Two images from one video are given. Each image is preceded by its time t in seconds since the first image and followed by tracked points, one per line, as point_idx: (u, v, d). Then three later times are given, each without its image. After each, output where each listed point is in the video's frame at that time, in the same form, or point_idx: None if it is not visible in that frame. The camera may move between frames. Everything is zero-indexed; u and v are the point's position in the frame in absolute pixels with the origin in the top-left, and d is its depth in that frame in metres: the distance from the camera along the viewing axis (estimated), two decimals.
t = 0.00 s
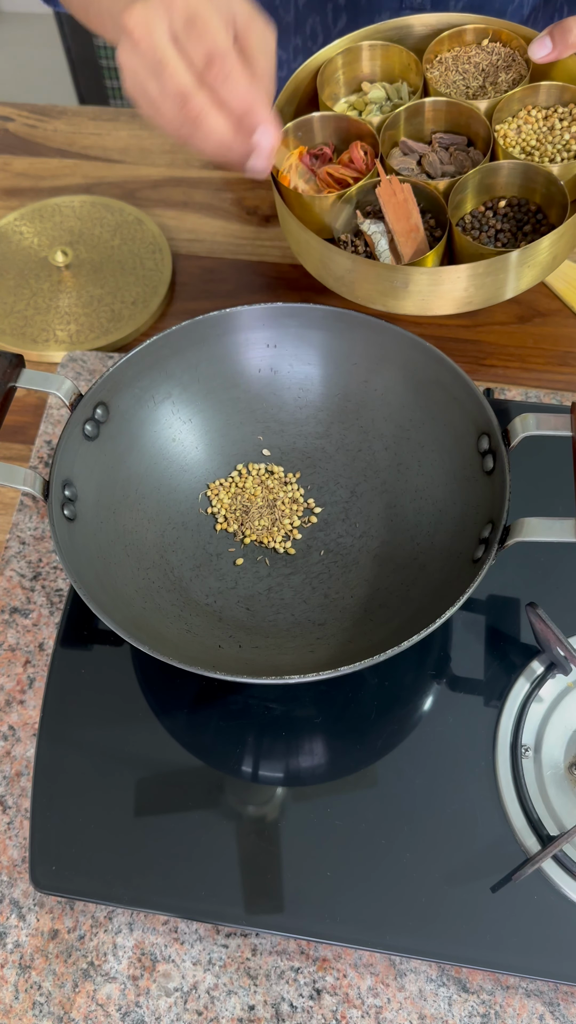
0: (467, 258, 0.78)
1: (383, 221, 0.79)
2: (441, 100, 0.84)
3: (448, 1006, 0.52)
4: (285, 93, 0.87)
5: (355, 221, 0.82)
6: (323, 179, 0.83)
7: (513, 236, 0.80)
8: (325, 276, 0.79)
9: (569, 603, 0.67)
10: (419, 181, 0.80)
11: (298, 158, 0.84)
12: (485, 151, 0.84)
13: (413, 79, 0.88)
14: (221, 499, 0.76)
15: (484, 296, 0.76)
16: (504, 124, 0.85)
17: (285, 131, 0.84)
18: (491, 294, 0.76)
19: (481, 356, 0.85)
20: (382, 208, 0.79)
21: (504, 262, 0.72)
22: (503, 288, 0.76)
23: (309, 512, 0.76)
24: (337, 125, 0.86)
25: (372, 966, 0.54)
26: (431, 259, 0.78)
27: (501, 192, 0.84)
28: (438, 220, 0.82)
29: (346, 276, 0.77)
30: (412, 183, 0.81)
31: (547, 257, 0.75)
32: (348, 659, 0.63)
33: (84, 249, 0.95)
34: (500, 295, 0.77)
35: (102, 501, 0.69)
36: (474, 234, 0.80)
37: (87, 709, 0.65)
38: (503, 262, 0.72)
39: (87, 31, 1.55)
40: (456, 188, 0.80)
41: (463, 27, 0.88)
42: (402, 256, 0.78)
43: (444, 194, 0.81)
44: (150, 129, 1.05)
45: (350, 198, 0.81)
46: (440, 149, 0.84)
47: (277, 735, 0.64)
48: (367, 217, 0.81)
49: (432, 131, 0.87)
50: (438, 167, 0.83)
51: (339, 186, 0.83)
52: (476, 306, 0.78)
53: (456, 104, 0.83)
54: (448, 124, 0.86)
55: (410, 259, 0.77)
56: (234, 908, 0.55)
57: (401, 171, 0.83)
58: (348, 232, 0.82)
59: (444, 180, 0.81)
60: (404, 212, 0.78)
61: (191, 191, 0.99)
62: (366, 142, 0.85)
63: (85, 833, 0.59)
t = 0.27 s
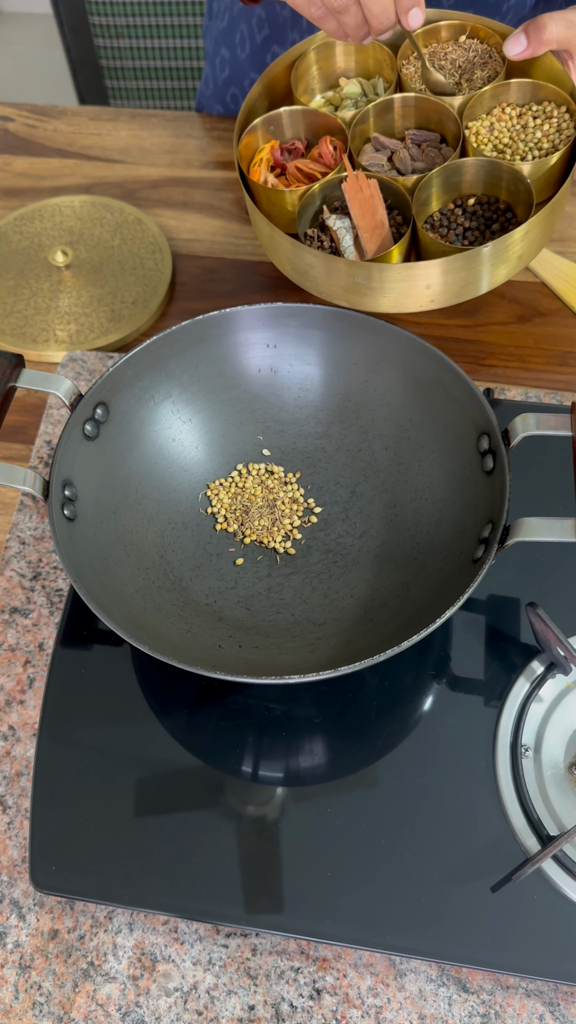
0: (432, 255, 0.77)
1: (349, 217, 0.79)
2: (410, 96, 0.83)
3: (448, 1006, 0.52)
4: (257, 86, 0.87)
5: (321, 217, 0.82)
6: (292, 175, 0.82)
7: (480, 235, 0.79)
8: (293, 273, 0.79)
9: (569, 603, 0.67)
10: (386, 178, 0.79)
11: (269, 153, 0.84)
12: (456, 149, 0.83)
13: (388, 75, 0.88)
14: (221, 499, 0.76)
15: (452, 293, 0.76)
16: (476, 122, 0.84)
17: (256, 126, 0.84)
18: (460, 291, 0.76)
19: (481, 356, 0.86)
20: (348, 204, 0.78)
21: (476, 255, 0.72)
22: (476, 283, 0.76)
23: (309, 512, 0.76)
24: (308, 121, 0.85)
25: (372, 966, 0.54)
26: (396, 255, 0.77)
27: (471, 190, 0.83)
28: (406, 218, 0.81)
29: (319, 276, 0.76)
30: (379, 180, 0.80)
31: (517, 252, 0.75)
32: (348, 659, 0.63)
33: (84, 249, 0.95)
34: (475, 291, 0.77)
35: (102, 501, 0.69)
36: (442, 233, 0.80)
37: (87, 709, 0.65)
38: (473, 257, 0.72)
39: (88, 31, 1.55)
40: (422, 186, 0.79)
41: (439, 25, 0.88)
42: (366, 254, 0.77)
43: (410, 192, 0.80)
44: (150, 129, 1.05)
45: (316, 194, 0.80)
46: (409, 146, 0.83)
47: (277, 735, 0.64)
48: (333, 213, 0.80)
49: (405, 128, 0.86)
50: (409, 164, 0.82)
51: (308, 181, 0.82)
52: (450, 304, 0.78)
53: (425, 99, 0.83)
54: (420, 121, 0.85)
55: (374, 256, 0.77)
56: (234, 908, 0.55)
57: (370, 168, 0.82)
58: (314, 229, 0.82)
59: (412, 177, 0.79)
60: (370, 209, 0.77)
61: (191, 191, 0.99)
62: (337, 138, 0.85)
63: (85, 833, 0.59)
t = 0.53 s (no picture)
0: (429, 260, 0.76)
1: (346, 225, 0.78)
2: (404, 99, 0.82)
3: (448, 1006, 0.52)
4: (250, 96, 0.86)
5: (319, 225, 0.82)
6: (289, 182, 0.82)
7: (478, 237, 0.79)
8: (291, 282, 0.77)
9: (568, 603, 0.67)
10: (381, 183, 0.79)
11: (265, 161, 0.83)
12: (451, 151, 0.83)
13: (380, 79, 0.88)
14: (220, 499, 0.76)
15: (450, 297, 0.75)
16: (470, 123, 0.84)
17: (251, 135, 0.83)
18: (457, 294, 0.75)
19: (481, 356, 0.86)
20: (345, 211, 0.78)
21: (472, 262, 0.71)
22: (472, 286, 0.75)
23: (309, 512, 0.76)
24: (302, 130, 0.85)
25: (372, 966, 0.54)
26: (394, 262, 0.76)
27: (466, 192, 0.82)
28: (402, 223, 0.80)
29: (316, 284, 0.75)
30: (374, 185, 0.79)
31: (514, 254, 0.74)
32: (348, 659, 0.63)
33: (84, 250, 0.95)
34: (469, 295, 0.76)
35: (102, 501, 0.69)
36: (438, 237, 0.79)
37: (87, 709, 0.65)
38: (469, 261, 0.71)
39: (88, 31, 1.55)
40: (417, 190, 0.78)
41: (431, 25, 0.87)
42: (364, 262, 0.77)
43: (406, 196, 0.80)
44: (150, 129, 1.05)
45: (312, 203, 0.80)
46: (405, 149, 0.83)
47: (277, 735, 0.64)
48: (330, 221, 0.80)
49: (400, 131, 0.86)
50: (404, 167, 0.82)
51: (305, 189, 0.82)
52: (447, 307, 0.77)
53: (419, 102, 0.82)
54: (414, 123, 0.85)
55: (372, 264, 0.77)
56: (234, 908, 0.55)
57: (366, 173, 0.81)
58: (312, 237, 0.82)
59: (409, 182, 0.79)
60: (366, 215, 0.76)
61: (191, 191, 0.99)
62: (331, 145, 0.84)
63: (85, 833, 0.59)
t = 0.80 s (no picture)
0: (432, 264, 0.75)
1: (347, 232, 0.78)
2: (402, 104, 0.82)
3: (448, 1006, 0.52)
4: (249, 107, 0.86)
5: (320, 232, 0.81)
6: (290, 191, 0.82)
7: (480, 240, 0.79)
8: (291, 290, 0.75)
9: (568, 603, 0.67)
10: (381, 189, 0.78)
11: (265, 171, 0.83)
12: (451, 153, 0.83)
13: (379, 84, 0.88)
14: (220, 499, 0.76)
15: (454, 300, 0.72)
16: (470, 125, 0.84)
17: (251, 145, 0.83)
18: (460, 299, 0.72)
19: (481, 356, 0.86)
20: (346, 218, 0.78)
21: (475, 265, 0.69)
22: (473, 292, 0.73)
23: (309, 512, 0.76)
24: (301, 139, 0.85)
25: (372, 966, 0.54)
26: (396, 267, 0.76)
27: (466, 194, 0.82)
28: (403, 228, 0.80)
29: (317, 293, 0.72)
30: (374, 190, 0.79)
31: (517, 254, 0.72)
32: (349, 659, 0.63)
33: (84, 250, 0.95)
34: (472, 298, 0.73)
35: (102, 501, 0.69)
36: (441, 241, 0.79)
37: (87, 709, 0.65)
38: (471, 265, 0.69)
39: (88, 31, 1.55)
40: (419, 195, 0.78)
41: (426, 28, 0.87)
42: (367, 268, 0.76)
43: (407, 202, 0.79)
44: (150, 129, 1.05)
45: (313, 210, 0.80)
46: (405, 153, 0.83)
47: (277, 735, 0.64)
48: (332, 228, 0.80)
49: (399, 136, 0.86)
50: (404, 172, 0.81)
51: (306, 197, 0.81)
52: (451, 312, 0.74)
53: (418, 107, 0.82)
54: (414, 127, 0.85)
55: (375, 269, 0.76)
56: (234, 908, 0.55)
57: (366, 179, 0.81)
58: (314, 244, 0.81)
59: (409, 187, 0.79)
60: (368, 222, 0.76)
61: (191, 191, 0.99)
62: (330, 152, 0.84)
63: (85, 833, 0.59)
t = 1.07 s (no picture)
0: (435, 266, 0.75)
1: (348, 238, 0.77)
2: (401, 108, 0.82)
3: (448, 1006, 0.52)
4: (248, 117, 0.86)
5: (322, 239, 0.81)
6: (291, 198, 0.81)
7: (483, 239, 0.79)
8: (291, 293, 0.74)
9: (568, 603, 0.67)
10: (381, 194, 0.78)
11: (266, 180, 0.83)
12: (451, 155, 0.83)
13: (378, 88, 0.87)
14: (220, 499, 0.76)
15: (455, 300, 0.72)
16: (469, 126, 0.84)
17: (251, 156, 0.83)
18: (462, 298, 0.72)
19: (481, 356, 0.86)
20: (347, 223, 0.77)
21: (475, 265, 0.69)
22: (474, 292, 0.72)
23: (309, 512, 0.76)
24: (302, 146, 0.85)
25: (372, 966, 0.54)
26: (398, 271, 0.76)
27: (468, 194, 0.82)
28: (405, 232, 0.80)
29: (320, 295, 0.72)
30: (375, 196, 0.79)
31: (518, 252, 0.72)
32: (349, 659, 0.63)
33: (84, 250, 0.95)
34: (473, 300, 0.73)
35: (102, 501, 0.69)
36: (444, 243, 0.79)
37: (87, 709, 0.65)
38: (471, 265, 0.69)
39: (88, 31, 1.55)
40: (419, 198, 0.78)
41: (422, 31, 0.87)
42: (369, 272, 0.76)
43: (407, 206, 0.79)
44: (150, 129, 1.05)
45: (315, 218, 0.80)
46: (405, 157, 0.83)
47: (277, 735, 0.64)
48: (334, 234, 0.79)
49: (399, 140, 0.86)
50: (404, 176, 0.81)
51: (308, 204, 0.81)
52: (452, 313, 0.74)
53: (416, 111, 0.82)
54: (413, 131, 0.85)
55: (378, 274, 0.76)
56: (234, 908, 0.55)
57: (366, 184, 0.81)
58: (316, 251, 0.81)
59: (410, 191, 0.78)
60: (369, 226, 0.76)
61: (191, 191, 0.99)
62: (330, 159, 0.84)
63: (84, 833, 0.59)
